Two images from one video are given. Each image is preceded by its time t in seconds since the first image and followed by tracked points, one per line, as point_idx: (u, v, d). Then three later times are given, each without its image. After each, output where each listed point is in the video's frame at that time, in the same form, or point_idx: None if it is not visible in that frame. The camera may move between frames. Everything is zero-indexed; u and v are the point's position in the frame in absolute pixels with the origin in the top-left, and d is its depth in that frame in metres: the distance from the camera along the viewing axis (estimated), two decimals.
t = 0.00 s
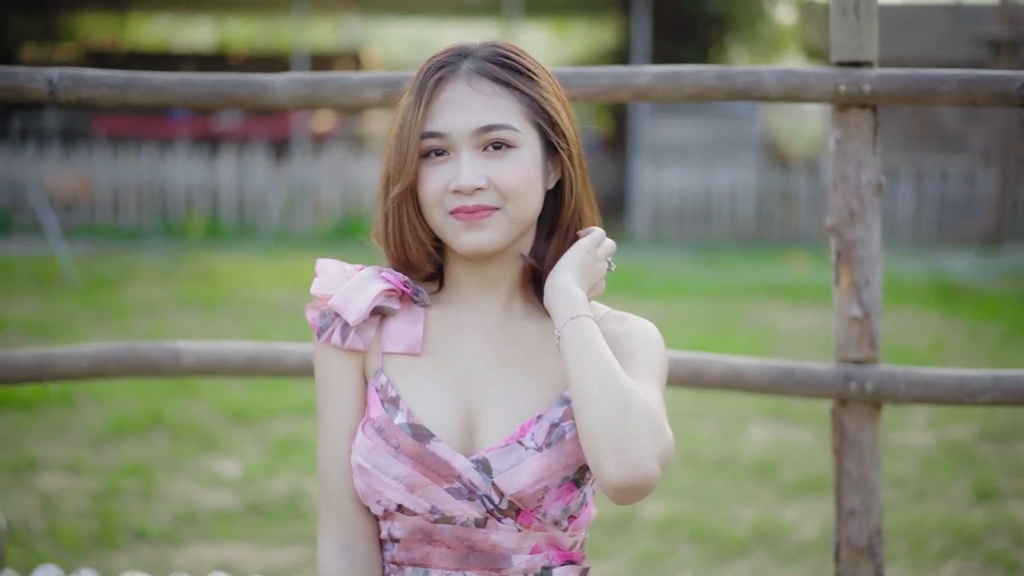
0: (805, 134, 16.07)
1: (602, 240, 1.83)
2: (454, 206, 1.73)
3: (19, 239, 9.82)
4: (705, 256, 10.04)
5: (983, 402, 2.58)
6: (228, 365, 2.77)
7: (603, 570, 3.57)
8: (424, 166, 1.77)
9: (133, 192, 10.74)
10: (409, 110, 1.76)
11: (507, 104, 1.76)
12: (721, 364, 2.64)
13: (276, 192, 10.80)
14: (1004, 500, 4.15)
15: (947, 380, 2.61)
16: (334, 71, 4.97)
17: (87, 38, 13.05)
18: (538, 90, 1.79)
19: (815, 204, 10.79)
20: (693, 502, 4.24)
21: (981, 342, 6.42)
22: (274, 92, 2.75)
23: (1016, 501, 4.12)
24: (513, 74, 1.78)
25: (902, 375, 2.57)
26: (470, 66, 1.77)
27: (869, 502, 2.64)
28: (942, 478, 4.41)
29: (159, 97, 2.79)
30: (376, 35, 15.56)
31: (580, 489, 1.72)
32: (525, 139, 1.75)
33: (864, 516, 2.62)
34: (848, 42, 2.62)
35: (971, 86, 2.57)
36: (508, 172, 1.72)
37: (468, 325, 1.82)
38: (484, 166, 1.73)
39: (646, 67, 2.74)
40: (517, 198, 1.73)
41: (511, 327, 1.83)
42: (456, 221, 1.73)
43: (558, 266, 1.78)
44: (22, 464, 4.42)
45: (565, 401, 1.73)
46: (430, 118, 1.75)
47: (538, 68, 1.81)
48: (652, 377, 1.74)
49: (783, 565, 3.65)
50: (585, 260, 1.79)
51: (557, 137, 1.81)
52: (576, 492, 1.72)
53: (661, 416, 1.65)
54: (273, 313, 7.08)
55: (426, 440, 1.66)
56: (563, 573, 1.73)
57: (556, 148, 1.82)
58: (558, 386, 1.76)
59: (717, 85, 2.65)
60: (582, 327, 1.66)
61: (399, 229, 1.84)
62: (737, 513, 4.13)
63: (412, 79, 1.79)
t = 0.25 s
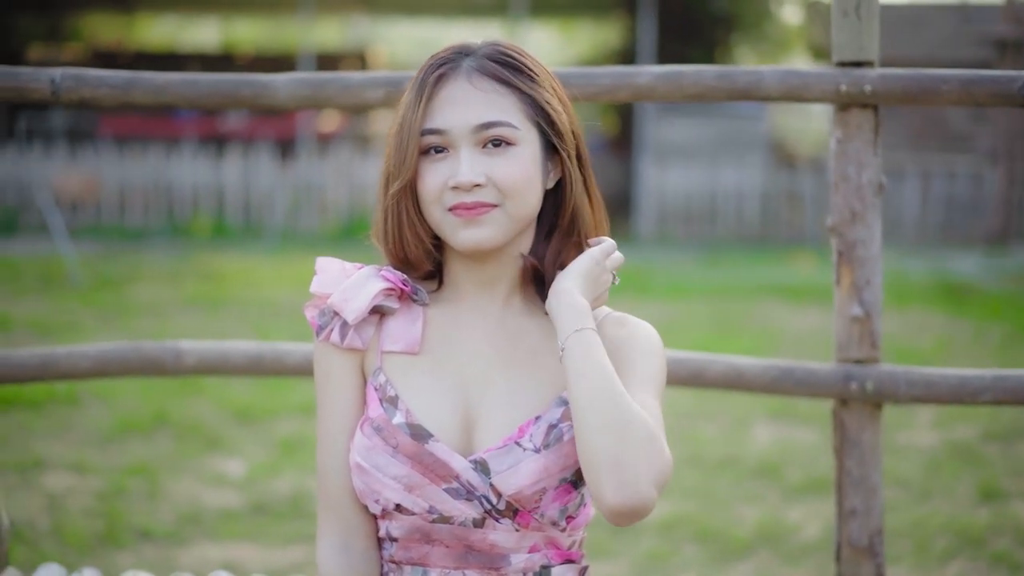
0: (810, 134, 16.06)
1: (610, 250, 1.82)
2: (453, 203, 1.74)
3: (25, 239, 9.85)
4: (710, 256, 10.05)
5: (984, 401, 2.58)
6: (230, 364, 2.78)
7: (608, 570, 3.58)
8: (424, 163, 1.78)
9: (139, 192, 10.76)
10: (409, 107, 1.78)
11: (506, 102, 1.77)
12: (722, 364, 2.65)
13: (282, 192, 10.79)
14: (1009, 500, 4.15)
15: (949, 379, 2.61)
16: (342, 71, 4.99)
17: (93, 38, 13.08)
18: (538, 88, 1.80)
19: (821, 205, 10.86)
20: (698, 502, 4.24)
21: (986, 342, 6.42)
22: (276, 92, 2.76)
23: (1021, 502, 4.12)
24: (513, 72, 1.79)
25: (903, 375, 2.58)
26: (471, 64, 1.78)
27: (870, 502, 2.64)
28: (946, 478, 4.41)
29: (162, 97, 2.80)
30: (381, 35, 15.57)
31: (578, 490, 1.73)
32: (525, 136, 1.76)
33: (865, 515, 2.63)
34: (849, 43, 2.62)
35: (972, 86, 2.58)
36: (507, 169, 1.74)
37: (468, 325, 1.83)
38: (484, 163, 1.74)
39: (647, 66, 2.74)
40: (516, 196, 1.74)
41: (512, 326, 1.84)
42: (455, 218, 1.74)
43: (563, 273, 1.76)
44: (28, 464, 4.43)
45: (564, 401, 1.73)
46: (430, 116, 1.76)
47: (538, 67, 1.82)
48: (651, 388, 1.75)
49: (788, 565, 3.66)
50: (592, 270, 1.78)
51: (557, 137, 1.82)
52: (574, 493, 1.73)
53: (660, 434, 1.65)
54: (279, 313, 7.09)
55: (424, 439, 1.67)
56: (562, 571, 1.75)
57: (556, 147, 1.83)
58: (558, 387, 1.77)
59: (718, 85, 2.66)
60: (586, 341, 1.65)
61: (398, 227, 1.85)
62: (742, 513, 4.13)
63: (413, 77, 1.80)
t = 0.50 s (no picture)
0: (813, 133, 16.06)
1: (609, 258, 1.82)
2: (450, 201, 1.75)
3: (29, 239, 9.86)
4: (714, 255, 10.05)
5: (983, 400, 2.58)
6: (229, 363, 2.78)
7: (610, 569, 3.58)
8: (420, 163, 1.79)
9: (143, 192, 10.78)
10: (405, 107, 1.79)
11: (501, 101, 1.78)
12: (721, 363, 2.65)
13: (287, 192, 10.80)
14: (1012, 500, 4.15)
15: (949, 378, 2.61)
16: (350, 72, 5.00)
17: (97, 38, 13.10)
18: (534, 87, 1.81)
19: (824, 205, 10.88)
20: (700, 502, 4.25)
21: (990, 341, 6.43)
22: (276, 91, 2.76)
23: None
24: (507, 70, 1.80)
25: (902, 374, 2.58)
26: (465, 63, 1.79)
27: (869, 501, 2.65)
28: (949, 478, 4.41)
29: (161, 97, 2.81)
30: (385, 35, 15.58)
31: (573, 489, 1.74)
32: (520, 134, 1.77)
33: (863, 514, 2.64)
34: (848, 42, 2.63)
35: (971, 85, 2.57)
36: (504, 168, 1.74)
37: (467, 323, 1.84)
38: (480, 161, 1.74)
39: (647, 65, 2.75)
40: (513, 193, 1.75)
41: (510, 324, 1.84)
42: (453, 216, 1.75)
43: (561, 280, 1.76)
44: (31, 463, 4.44)
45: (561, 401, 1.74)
46: (426, 115, 1.77)
47: (534, 65, 1.83)
48: (646, 393, 1.75)
49: (791, 565, 3.66)
50: (590, 279, 1.78)
51: (553, 134, 1.83)
52: (569, 493, 1.73)
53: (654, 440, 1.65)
54: (283, 313, 7.10)
55: (420, 437, 1.68)
56: (559, 569, 1.75)
57: (553, 144, 1.84)
58: (555, 386, 1.78)
59: (717, 85, 2.66)
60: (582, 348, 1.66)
61: (396, 226, 1.86)
62: (744, 513, 4.14)
63: (408, 77, 1.81)
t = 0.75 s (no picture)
0: (817, 133, 16.05)
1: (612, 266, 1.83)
2: (447, 203, 1.75)
3: (34, 239, 9.89)
4: (719, 255, 10.05)
5: (983, 399, 2.58)
6: (229, 362, 2.79)
7: (613, 570, 3.59)
8: (417, 164, 1.79)
9: (148, 192, 10.79)
10: (401, 109, 1.79)
11: (497, 102, 1.78)
12: (721, 362, 2.66)
13: (292, 192, 10.85)
14: (1016, 500, 4.15)
15: (948, 378, 2.62)
16: (359, 72, 5.01)
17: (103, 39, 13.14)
18: (530, 87, 1.81)
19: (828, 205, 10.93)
20: (705, 502, 4.26)
21: (995, 342, 6.43)
22: (276, 90, 2.77)
23: None
24: (503, 71, 1.80)
25: (902, 373, 2.58)
26: (461, 64, 1.79)
27: (869, 501, 2.65)
28: (953, 478, 4.41)
29: (162, 97, 2.81)
30: (390, 35, 15.59)
31: (571, 487, 1.74)
32: (517, 135, 1.77)
33: (863, 514, 2.64)
34: (847, 41, 2.63)
35: (971, 85, 2.58)
36: (500, 168, 1.74)
37: (466, 321, 1.84)
38: (477, 162, 1.75)
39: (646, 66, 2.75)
40: (510, 193, 1.75)
41: (508, 322, 1.85)
42: (450, 217, 1.75)
43: (561, 280, 1.77)
44: (36, 462, 4.46)
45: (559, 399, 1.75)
46: (422, 117, 1.78)
47: (530, 65, 1.83)
48: (641, 395, 1.75)
49: (795, 565, 3.67)
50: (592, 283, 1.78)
51: (550, 134, 1.83)
52: (567, 490, 1.73)
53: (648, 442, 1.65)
54: (288, 313, 7.11)
55: (418, 434, 1.69)
56: (557, 568, 1.75)
57: (549, 143, 1.84)
58: (553, 384, 1.78)
59: (716, 84, 2.67)
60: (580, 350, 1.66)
61: (393, 227, 1.86)
62: (748, 513, 4.14)
63: (404, 79, 1.81)
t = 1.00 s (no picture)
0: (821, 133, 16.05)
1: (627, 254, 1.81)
2: (445, 201, 1.75)
3: (40, 238, 9.91)
4: (725, 255, 10.04)
5: (981, 398, 2.59)
6: (229, 359, 2.79)
7: (615, 570, 3.58)
8: (415, 162, 1.79)
9: (153, 192, 10.80)
10: (399, 107, 1.79)
11: (495, 100, 1.78)
12: (718, 361, 2.66)
13: (298, 192, 10.88)
14: (1019, 500, 4.15)
15: (946, 376, 2.62)
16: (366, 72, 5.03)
17: (108, 39, 13.16)
18: (528, 85, 1.81)
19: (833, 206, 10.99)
20: (708, 502, 4.26)
21: (999, 342, 6.43)
22: (275, 88, 2.76)
23: None
24: (501, 70, 1.80)
25: (901, 372, 2.57)
26: (459, 63, 1.79)
27: (867, 499, 2.63)
28: (956, 478, 4.41)
29: (161, 95, 2.79)
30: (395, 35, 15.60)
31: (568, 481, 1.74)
32: (515, 134, 1.77)
33: (861, 512, 2.62)
34: (846, 39, 2.61)
35: (970, 83, 2.56)
36: (498, 167, 1.75)
37: (463, 317, 1.85)
38: (474, 161, 1.75)
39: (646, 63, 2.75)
40: (508, 192, 1.75)
41: (504, 317, 1.85)
42: (448, 215, 1.76)
43: (567, 268, 1.76)
44: (40, 461, 4.47)
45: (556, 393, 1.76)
46: (420, 115, 1.78)
47: (527, 63, 1.83)
48: (636, 389, 1.76)
49: (797, 564, 3.67)
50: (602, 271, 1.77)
51: (548, 132, 1.83)
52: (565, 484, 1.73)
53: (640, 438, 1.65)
54: (293, 313, 7.13)
55: (416, 429, 1.69)
56: (553, 563, 1.75)
57: (547, 141, 1.84)
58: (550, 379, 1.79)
59: (715, 82, 2.66)
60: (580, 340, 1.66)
61: (391, 225, 1.88)
62: (750, 513, 4.15)
63: (402, 77, 1.81)
